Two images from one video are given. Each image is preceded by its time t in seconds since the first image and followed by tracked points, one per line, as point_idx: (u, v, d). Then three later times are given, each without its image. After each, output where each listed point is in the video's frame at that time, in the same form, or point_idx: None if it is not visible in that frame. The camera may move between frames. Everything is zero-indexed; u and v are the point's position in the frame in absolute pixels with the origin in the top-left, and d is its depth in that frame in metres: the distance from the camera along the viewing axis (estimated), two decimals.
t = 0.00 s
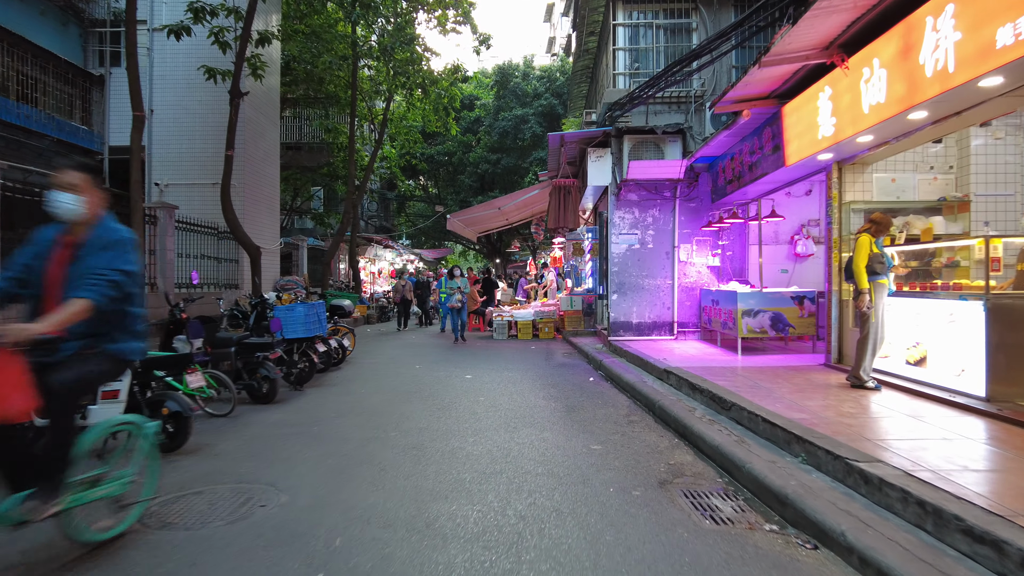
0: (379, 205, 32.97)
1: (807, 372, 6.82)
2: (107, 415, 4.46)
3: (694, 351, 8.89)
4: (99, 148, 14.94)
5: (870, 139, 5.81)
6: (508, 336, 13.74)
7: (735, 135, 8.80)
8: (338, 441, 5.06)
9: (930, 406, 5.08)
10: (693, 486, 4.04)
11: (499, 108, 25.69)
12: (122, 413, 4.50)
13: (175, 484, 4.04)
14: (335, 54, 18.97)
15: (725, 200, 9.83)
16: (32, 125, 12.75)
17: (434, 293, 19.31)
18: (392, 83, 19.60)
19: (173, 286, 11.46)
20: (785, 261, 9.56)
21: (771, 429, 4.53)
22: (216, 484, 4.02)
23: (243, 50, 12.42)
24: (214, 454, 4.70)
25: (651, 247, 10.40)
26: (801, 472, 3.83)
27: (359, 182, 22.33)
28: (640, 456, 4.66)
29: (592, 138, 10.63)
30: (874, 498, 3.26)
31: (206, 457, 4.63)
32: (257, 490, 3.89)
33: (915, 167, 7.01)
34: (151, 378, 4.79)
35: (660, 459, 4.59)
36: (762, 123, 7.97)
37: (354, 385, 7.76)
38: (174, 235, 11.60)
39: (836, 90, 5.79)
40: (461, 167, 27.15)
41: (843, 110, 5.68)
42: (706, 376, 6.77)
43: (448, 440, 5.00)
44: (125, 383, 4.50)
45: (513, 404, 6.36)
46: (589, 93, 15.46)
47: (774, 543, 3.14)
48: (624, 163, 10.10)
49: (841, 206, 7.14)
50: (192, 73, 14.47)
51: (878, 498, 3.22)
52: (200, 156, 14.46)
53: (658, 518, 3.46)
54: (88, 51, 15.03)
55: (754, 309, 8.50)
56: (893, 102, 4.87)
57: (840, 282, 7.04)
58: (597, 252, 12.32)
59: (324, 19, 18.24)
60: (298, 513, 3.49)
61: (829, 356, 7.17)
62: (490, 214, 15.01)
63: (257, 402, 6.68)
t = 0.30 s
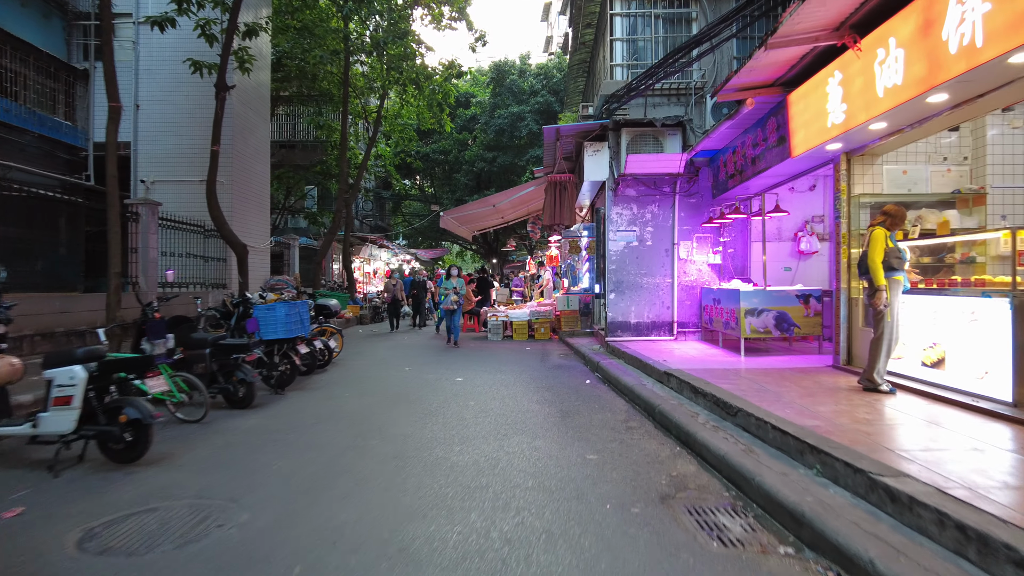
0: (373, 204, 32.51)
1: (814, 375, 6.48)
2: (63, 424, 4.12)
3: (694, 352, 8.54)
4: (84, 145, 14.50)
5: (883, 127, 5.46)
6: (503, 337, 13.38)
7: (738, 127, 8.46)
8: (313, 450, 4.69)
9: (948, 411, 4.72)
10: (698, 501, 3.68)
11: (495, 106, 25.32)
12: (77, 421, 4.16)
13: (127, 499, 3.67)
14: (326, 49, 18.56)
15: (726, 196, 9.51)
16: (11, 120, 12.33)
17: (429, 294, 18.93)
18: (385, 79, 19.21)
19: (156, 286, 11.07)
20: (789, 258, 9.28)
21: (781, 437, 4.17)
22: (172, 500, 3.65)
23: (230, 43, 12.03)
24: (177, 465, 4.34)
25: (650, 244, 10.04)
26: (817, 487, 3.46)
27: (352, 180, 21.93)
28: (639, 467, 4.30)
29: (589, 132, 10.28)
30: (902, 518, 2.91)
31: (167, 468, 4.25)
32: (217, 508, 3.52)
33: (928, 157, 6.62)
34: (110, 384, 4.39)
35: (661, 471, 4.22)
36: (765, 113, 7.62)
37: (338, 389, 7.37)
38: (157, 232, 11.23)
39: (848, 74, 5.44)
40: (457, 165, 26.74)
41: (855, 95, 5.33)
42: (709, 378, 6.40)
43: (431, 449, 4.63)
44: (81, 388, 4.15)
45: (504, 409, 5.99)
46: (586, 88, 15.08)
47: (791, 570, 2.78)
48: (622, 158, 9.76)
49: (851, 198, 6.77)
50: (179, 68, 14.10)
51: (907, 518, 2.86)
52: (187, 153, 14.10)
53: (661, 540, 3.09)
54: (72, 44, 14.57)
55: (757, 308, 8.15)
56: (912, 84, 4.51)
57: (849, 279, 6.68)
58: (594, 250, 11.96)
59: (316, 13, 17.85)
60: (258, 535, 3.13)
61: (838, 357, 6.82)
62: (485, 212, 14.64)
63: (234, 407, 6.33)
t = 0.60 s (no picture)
0: (369, 204, 32.16)
1: (823, 383, 6.14)
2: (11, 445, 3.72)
3: (696, 357, 8.21)
4: (69, 143, 14.13)
5: (898, 121, 5.15)
6: (499, 340, 13.04)
7: (741, 124, 8.12)
8: (288, 470, 4.34)
9: (972, 426, 4.39)
10: (705, 530, 3.33)
11: (492, 105, 25.01)
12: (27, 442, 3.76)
13: (76, 528, 3.32)
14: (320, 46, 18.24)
15: (729, 195, 9.18)
16: None
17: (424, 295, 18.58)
18: (380, 77, 18.89)
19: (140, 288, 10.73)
20: (793, 260, 9.08)
21: (793, 456, 3.84)
22: (125, 529, 3.31)
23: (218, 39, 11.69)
24: (138, 486, 3.99)
25: (650, 245, 9.71)
26: (837, 516, 3.13)
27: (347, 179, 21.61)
28: (640, 488, 3.97)
29: (586, 129, 9.94)
30: (940, 557, 2.57)
31: (127, 490, 3.91)
32: (173, 539, 3.18)
33: (943, 155, 5.95)
34: (69, 398, 4.08)
35: (664, 494, 3.88)
36: (771, 108, 7.29)
37: (323, 397, 7.03)
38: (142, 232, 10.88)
39: (861, 65, 5.12)
40: (453, 165, 26.39)
41: (869, 87, 5.01)
42: (713, 387, 6.07)
43: (416, 468, 4.29)
44: (31, 405, 3.75)
45: (496, 421, 5.64)
46: (585, 85, 14.74)
47: None
48: (621, 156, 9.42)
49: (862, 198, 6.45)
50: (167, 64, 13.76)
51: (945, 558, 2.53)
52: (175, 151, 13.77)
53: None
54: (57, 40, 14.23)
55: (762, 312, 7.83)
56: (934, 72, 4.19)
57: (859, 282, 6.37)
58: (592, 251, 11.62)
59: (309, 10, 17.52)
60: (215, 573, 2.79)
61: (847, 364, 6.50)
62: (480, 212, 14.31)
63: (210, 418, 6.01)
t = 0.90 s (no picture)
0: (368, 203, 31.81)
1: (841, 387, 5.78)
2: None
3: (703, 359, 7.85)
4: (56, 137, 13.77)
5: (924, 106, 4.79)
6: (498, 340, 12.69)
7: (750, 114, 7.76)
8: (264, 482, 3.99)
9: (1011, 435, 4.01)
10: (724, 554, 2.96)
11: (491, 102, 24.65)
12: None
13: (18, 552, 2.96)
14: (316, 41, 17.89)
15: (736, 190, 8.83)
16: None
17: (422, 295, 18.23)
18: (377, 72, 18.55)
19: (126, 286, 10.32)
20: (803, 258, 8.60)
21: (818, 468, 3.48)
22: (73, 553, 2.95)
23: (208, 29, 11.35)
24: (97, 501, 3.63)
25: (654, 242, 9.35)
26: (874, 540, 2.76)
27: (344, 177, 21.26)
28: (650, 504, 3.60)
29: (588, 122, 9.58)
30: None
31: (84, 505, 3.55)
32: (125, 565, 2.82)
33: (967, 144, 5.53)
34: (19, 404, 3.76)
35: (675, 511, 3.52)
36: (782, 96, 6.92)
37: (311, 400, 6.67)
38: (128, 228, 10.53)
39: (884, 45, 4.76)
40: (453, 162, 26.04)
41: (893, 68, 4.65)
42: (724, 390, 5.70)
43: (403, 481, 3.93)
44: None
45: (494, 427, 5.28)
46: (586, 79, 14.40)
47: None
48: (624, 149, 9.06)
49: (880, 189, 6.04)
50: (158, 57, 13.41)
51: None
52: (167, 146, 13.43)
53: None
54: (45, 33, 13.89)
55: (772, 311, 7.47)
56: (969, 47, 3.84)
57: (877, 280, 6.00)
58: (594, 248, 11.26)
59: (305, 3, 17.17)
60: None
61: (865, 366, 6.14)
62: (479, 208, 13.97)
63: (189, 423, 5.64)
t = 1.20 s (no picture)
0: (366, 202, 31.49)
1: (860, 398, 5.44)
2: None
3: (711, 366, 7.51)
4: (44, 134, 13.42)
5: (955, 97, 4.45)
6: (497, 343, 12.35)
7: (761, 109, 7.40)
8: (238, 507, 3.63)
9: None
10: None
11: (491, 100, 24.30)
12: None
13: None
14: (312, 37, 17.54)
15: (745, 189, 8.50)
16: None
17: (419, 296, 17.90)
18: (374, 69, 18.21)
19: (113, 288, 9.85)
20: (813, 259, 8.47)
21: (850, 496, 3.13)
22: None
23: (198, 22, 10.99)
24: (50, 529, 3.28)
25: (659, 243, 9.00)
26: None
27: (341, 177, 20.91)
28: (662, 534, 3.26)
29: (591, 118, 9.22)
30: None
31: (34, 536, 3.20)
32: None
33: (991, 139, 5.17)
34: None
35: (690, 542, 3.17)
36: (796, 90, 6.58)
37: (299, 410, 6.32)
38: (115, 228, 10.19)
39: (913, 31, 4.42)
40: (451, 162, 25.71)
41: (923, 56, 4.31)
42: (736, 402, 5.35)
43: (391, 506, 3.57)
44: None
45: (491, 442, 4.93)
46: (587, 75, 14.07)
47: None
48: (628, 146, 8.72)
49: (902, 188, 5.67)
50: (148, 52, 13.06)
51: None
52: (158, 143, 13.08)
53: None
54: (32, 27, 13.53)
55: (784, 316, 7.12)
56: (1014, 30, 3.49)
57: (898, 284, 5.65)
58: (596, 249, 10.92)
59: None
60: None
61: (884, 375, 5.80)
62: (477, 208, 13.64)
63: (167, 435, 5.28)
